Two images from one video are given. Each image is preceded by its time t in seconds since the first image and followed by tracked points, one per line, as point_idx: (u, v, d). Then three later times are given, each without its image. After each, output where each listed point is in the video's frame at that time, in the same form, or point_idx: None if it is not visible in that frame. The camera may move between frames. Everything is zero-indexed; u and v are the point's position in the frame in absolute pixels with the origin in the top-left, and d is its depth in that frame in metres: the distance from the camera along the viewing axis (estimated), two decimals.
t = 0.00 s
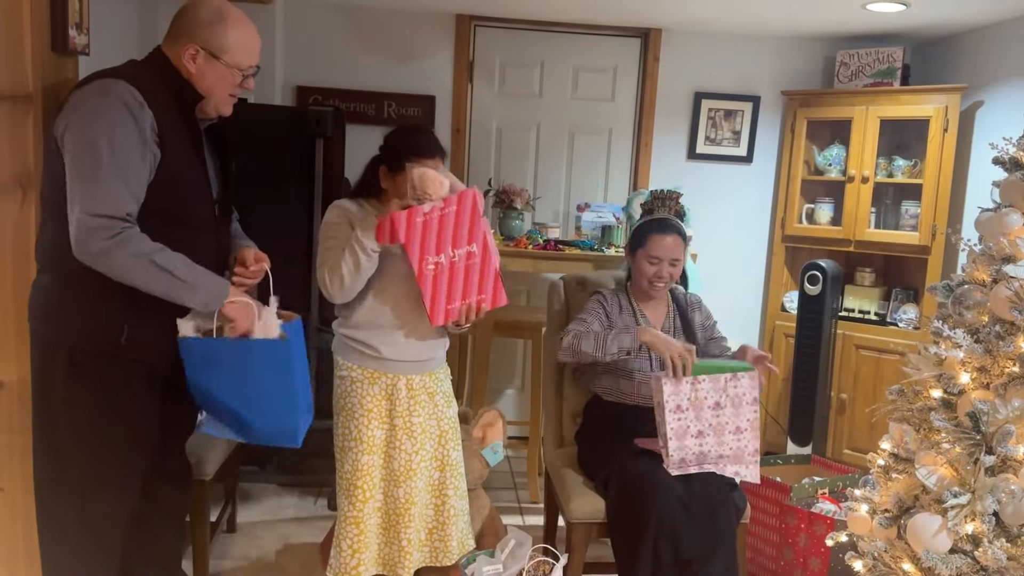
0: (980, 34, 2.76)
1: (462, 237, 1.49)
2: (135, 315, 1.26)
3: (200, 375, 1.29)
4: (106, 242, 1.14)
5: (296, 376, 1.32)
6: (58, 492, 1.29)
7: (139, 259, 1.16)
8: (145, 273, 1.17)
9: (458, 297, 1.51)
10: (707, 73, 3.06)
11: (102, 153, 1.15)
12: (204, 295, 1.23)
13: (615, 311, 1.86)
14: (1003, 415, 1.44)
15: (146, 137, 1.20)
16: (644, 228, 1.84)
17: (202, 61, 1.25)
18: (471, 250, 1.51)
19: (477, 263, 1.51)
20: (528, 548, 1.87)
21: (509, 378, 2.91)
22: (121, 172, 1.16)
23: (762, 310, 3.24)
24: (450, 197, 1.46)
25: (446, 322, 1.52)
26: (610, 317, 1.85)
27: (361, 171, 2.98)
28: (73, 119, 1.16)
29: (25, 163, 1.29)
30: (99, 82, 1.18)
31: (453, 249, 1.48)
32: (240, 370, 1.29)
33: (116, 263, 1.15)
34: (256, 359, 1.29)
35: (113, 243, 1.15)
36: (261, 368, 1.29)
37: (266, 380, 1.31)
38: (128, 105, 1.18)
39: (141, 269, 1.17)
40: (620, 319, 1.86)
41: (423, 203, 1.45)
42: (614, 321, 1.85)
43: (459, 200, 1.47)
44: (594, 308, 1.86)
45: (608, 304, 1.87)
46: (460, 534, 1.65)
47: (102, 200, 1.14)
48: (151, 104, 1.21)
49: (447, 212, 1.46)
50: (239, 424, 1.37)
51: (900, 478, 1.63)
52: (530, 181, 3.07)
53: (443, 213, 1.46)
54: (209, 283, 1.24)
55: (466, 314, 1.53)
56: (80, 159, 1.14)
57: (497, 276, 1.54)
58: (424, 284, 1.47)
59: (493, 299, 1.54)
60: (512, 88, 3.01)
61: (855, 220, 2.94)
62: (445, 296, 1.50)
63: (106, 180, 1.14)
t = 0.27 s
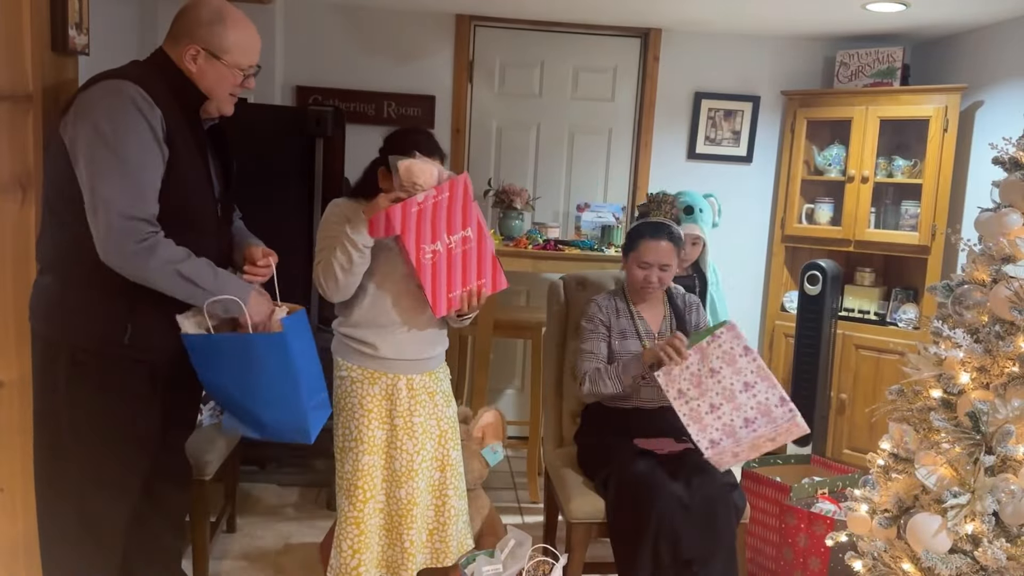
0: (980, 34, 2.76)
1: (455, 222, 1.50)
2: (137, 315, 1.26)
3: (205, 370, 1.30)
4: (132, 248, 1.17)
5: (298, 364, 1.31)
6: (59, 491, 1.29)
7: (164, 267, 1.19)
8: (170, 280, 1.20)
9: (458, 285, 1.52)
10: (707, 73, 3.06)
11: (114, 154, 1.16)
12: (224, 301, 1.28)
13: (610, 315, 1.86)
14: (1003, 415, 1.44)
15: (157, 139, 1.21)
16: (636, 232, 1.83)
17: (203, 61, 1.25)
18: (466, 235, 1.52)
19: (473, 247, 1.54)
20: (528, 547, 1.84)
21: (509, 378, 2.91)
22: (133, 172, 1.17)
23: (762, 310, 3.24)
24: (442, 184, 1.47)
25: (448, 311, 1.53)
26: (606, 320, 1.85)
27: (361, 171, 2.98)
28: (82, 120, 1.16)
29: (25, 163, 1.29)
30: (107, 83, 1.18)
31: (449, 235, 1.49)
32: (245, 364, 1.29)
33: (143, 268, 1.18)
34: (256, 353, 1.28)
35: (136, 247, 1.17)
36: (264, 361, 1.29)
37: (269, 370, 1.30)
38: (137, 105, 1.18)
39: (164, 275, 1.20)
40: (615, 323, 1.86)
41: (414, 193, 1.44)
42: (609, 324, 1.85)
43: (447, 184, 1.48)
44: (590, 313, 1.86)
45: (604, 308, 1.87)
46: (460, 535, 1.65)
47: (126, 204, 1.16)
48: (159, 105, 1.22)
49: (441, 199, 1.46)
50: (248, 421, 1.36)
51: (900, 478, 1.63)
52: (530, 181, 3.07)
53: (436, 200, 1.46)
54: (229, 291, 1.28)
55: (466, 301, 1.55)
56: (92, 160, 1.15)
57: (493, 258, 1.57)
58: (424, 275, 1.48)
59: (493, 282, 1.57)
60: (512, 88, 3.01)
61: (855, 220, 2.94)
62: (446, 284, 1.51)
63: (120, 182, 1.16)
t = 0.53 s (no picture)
0: (980, 34, 2.76)
1: (470, 238, 1.50)
2: (137, 315, 1.26)
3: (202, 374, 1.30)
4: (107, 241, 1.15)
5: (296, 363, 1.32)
6: (59, 490, 1.29)
7: (137, 259, 1.17)
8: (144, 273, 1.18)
9: (464, 298, 1.52)
10: (707, 72, 3.06)
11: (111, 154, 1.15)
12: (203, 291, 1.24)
13: (601, 320, 1.85)
14: (1003, 415, 1.44)
15: (153, 138, 1.20)
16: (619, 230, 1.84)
17: (204, 60, 1.25)
18: (480, 252, 1.53)
19: (485, 264, 1.53)
20: (528, 548, 1.82)
21: (509, 378, 2.91)
22: (129, 173, 1.17)
23: (761, 310, 3.24)
24: (463, 198, 1.48)
25: (450, 322, 1.52)
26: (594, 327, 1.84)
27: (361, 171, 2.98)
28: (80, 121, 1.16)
29: (25, 163, 1.29)
30: (106, 83, 1.19)
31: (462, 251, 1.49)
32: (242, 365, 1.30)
33: (116, 262, 1.15)
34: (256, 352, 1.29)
35: (106, 243, 1.15)
36: (262, 360, 1.29)
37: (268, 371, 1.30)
38: (135, 106, 1.18)
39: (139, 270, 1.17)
40: (605, 329, 1.84)
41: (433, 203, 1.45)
42: (599, 330, 1.84)
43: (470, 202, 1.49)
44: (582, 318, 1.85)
45: (595, 313, 1.86)
46: (460, 535, 1.65)
47: (108, 198, 1.15)
48: (158, 106, 1.22)
49: (460, 212, 1.48)
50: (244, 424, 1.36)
51: (900, 478, 1.63)
52: (530, 181, 3.07)
53: (454, 212, 1.47)
54: (208, 282, 1.25)
55: (470, 316, 1.54)
56: (88, 160, 1.15)
57: (502, 279, 1.56)
58: (432, 285, 1.48)
59: (497, 300, 1.56)
60: (512, 88, 3.01)
61: (855, 220, 2.95)
62: (451, 297, 1.51)
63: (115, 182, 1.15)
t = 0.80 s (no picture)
0: (979, 34, 2.76)
1: (496, 271, 1.48)
2: (138, 315, 1.26)
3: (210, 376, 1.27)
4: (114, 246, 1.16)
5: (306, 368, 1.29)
6: (60, 490, 1.29)
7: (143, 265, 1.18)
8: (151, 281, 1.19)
9: (473, 321, 1.50)
10: (707, 72, 3.06)
11: (118, 155, 1.16)
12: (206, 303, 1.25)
13: (606, 321, 1.85)
14: (1003, 415, 1.44)
15: (158, 138, 1.20)
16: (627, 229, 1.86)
17: (205, 59, 1.25)
18: (502, 286, 1.51)
19: (503, 299, 1.52)
20: (528, 547, 1.83)
21: (509, 378, 2.91)
22: (134, 174, 1.17)
23: (761, 310, 3.24)
24: (501, 235, 1.47)
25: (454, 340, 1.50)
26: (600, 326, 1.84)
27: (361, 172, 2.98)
28: (83, 120, 1.16)
29: (25, 163, 1.29)
30: (109, 83, 1.18)
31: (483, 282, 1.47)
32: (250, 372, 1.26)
33: (149, 271, 1.18)
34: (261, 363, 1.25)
35: (142, 250, 1.17)
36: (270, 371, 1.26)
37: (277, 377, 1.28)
38: (139, 106, 1.18)
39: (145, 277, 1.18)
40: (610, 328, 1.84)
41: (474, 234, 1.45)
42: (604, 330, 1.84)
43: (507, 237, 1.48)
44: (587, 319, 1.85)
45: (601, 314, 1.86)
46: (459, 535, 1.65)
47: (140, 207, 1.17)
48: (161, 107, 1.21)
49: (495, 248, 1.46)
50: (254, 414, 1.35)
51: (900, 478, 1.63)
52: (530, 181, 3.07)
53: (490, 247, 1.46)
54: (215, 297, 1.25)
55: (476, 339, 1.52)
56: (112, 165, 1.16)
57: (515, 313, 1.54)
58: (446, 308, 1.46)
59: (504, 329, 1.53)
60: (512, 89, 3.01)
61: (855, 220, 2.95)
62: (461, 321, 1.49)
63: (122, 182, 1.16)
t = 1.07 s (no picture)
0: (979, 33, 2.76)
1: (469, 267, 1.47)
2: (138, 315, 1.26)
3: (195, 365, 1.30)
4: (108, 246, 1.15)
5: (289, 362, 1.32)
6: (60, 490, 1.29)
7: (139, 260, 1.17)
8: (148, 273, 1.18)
9: (458, 320, 1.50)
10: (707, 72, 3.06)
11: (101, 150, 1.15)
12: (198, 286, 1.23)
13: (604, 321, 1.84)
14: (1003, 415, 1.44)
15: (154, 137, 1.20)
16: (625, 230, 1.86)
17: (205, 59, 1.25)
18: (479, 282, 1.50)
19: (483, 295, 1.51)
20: (528, 548, 1.83)
21: (509, 378, 2.90)
22: (132, 172, 1.17)
23: (761, 310, 3.24)
24: (466, 232, 1.46)
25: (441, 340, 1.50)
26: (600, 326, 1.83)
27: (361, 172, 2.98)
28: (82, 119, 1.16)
29: (25, 163, 1.29)
30: (109, 84, 1.18)
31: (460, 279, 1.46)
32: (236, 357, 1.30)
33: (113, 259, 1.15)
34: (244, 347, 1.29)
35: (104, 240, 1.14)
36: (250, 356, 1.30)
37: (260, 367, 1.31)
38: (138, 105, 1.18)
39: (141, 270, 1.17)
40: (609, 328, 1.84)
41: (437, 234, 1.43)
42: (603, 331, 1.84)
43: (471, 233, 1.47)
44: (586, 319, 1.85)
45: (600, 314, 1.86)
46: (462, 536, 1.65)
47: (103, 196, 1.14)
48: (160, 107, 1.22)
49: (462, 245, 1.45)
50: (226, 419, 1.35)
51: (900, 478, 1.63)
52: (530, 181, 3.07)
53: (457, 245, 1.45)
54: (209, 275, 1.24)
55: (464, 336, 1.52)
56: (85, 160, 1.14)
57: (500, 308, 1.53)
58: (425, 310, 1.44)
59: (491, 326, 1.53)
60: (512, 89, 3.00)
61: (855, 219, 2.95)
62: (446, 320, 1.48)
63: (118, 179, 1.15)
